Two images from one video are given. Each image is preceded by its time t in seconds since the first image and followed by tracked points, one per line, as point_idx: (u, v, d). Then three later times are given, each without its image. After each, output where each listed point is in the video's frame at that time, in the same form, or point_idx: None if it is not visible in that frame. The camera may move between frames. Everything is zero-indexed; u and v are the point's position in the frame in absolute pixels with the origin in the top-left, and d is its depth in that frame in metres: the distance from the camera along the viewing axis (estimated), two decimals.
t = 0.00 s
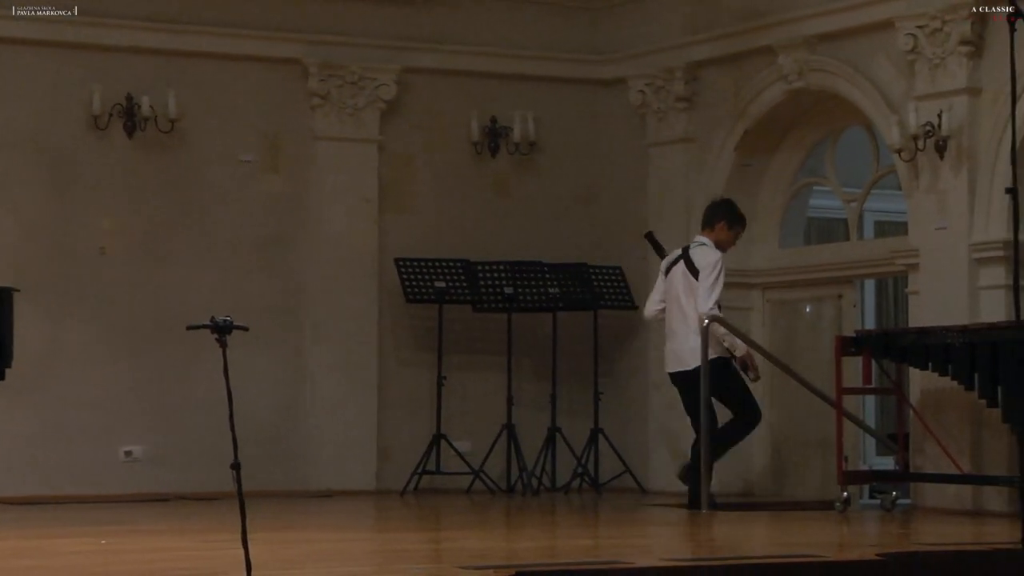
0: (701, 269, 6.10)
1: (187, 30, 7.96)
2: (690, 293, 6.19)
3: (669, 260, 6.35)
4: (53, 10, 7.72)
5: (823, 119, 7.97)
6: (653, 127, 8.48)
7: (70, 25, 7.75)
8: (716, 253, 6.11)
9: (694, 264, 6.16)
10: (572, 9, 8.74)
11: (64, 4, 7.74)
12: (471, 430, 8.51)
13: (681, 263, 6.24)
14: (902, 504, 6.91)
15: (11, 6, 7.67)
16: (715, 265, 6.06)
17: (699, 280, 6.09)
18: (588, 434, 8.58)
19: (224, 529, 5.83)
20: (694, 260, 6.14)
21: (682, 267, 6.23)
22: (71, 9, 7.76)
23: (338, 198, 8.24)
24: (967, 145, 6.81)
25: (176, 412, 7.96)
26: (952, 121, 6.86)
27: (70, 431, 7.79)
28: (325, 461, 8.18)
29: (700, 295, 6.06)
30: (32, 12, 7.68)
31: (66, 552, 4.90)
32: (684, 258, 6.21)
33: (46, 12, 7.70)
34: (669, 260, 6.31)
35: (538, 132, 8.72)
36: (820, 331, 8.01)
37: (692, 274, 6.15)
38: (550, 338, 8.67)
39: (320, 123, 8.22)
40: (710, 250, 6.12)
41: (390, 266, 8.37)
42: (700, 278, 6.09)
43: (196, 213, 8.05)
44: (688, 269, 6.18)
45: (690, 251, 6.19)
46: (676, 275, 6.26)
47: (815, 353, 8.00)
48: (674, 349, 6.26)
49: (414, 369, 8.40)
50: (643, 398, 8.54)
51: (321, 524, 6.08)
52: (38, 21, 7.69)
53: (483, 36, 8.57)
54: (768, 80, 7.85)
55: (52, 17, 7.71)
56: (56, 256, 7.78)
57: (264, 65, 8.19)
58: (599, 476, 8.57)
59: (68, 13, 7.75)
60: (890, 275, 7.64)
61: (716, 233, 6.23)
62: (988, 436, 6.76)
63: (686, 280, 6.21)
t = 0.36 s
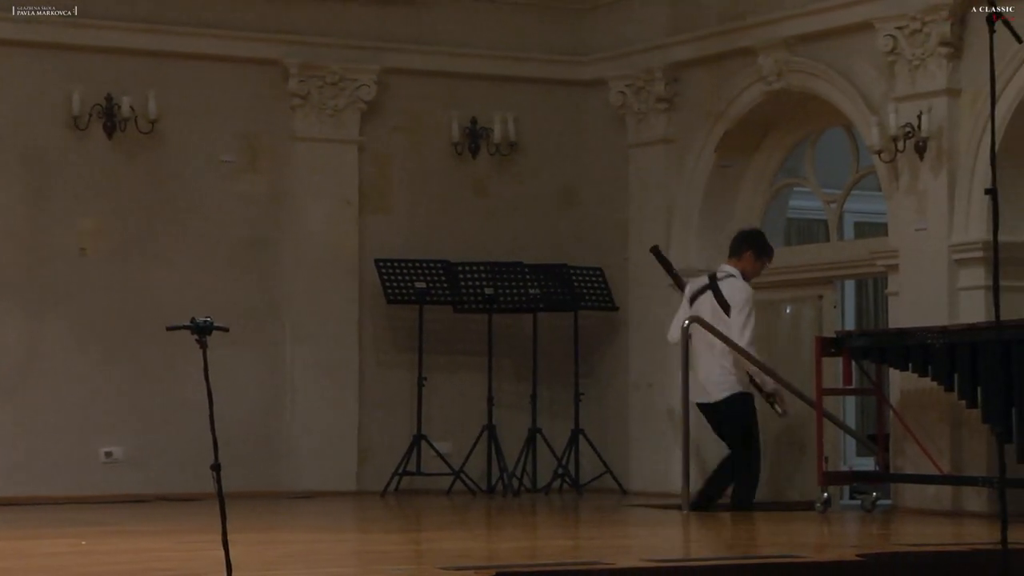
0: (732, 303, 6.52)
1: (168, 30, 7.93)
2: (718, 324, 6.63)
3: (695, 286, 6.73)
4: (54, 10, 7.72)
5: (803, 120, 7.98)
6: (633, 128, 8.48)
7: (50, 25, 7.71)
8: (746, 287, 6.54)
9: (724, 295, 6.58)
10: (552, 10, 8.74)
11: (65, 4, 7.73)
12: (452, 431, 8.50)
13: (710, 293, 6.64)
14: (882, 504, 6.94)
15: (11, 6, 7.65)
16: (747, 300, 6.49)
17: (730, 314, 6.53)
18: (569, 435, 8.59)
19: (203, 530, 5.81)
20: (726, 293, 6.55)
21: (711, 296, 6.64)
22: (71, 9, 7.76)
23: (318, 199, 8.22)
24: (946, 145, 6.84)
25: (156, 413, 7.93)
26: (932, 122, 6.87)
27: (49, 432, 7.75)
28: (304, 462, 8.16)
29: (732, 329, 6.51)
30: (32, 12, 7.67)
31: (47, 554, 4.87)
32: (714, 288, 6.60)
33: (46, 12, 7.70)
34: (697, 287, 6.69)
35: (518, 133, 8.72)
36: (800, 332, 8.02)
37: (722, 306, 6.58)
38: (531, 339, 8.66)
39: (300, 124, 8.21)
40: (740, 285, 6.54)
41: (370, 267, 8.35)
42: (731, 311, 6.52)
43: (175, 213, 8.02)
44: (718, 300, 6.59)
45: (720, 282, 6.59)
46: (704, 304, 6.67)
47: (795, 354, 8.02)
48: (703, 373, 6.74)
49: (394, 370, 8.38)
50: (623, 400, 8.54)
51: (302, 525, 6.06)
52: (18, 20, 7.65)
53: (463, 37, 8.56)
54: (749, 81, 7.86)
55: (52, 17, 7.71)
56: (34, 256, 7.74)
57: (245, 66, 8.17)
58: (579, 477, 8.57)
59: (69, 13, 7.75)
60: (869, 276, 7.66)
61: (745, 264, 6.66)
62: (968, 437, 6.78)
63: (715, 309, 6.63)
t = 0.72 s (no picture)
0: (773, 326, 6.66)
1: (164, 30, 7.92)
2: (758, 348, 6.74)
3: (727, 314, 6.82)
4: (53, 10, 7.71)
5: (798, 120, 7.98)
6: (628, 129, 8.47)
7: (45, 25, 7.70)
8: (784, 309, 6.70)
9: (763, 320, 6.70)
10: (547, 11, 8.73)
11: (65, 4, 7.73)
12: (448, 432, 8.49)
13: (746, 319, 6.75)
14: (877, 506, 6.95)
15: (11, 6, 7.66)
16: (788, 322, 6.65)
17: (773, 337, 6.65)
18: (564, 436, 8.59)
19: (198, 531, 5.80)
20: (766, 317, 6.69)
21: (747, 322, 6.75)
22: (71, 9, 7.76)
23: (313, 200, 8.21)
24: (941, 146, 6.84)
25: (151, 413, 7.92)
26: (926, 122, 6.88)
27: (44, 432, 7.74)
28: (300, 463, 8.15)
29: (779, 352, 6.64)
30: (32, 12, 7.68)
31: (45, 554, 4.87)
32: (752, 314, 6.72)
33: (46, 12, 7.69)
34: (732, 314, 6.78)
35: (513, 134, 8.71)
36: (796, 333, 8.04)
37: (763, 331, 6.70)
38: (526, 340, 8.66)
39: (295, 125, 8.20)
40: (779, 308, 6.69)
41: (365, 268, 8.34)
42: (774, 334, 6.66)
43: (170, 213, 8.01)
44: (757, 324, 6.71)
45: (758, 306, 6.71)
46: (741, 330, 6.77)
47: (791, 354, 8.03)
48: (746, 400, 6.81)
49: (390, 371, 8.37)
50: (619, 400, 8.54)
51: (299, 525, 6.06)
52: (14, 21, 7.64)
53: (459, 37, 8.55)
54: (744, 82, 7.86)
55: (51, 16, 7.71)
56: (29, 256, 7.73)
57: (240, 66, 8.16)
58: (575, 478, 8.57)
59: (68, 13, 7.74)
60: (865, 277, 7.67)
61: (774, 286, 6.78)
62: (963, 438, 6.79)
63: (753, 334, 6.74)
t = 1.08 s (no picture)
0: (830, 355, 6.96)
1: (170, 32, 7.94)
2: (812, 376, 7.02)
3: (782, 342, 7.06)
4: (54, 11, 7.72)
5: (805, 121, 7.98)
6: (635, 130, 8.48)
7: (46, 25, 7.71)
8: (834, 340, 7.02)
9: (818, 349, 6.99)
10: (554, 12, 8.74)
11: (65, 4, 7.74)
12: (455, 432, 8.50)
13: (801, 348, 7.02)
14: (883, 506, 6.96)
15: (11, 5, 7.67)
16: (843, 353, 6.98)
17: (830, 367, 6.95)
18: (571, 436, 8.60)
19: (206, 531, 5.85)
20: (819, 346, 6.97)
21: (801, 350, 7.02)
22: (71, 9, 7.76)
23: (321, 201, 8.23)
24: (949, 147, 6.84)
25: (158, 414, 7.94)
26: (934, 122, 6.87)
27: (52, 433, 7.75)
28: (307, 463, 8.16)
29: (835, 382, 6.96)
30: (32, 12, 7.68)
31: (55, 555, 4.90)
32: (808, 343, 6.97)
33: (46, 13, 7.70)
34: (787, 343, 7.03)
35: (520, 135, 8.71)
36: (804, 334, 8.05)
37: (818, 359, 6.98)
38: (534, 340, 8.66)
39: (302, 126, 8.21)
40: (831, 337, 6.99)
41: (373, 269, 8.35)
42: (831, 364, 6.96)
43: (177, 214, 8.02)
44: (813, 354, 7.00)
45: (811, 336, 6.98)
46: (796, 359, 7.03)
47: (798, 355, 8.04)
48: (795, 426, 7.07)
49: (397, 372, 8.38)
50: (626, 401, 8.53)
51: (306, 526, 6.10)
52: (22, 22, 7.66)
53: (466, 38, 8.56)
54: (751, 82, 7.86)
55: (52, 17, 7.72)
56: (38, 258, 7.76)
57: (247, 68, 8.17)
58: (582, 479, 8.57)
59: (68, 13, 7.75)
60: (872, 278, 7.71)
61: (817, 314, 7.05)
62: (970, 438, 6.78)
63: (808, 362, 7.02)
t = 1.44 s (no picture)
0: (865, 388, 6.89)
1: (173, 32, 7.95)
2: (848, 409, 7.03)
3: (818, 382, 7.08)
4: (54, 10, 7.73)
5: (809, 121, 7.98)
6: (639, 130, 8.48)
7: (47, 25, 7.72)
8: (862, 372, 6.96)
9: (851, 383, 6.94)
10: (558, 12, 8.74)
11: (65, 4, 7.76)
12: (458, 432, 8.50)
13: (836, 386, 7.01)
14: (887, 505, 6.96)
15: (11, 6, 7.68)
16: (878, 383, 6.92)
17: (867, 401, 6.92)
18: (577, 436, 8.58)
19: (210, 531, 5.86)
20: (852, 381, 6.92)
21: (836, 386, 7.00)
22: (71, 9, 7.78)
23: (324, 201, 8.23)
24: (953, 147, 6.84)
25: (161, 414, 7.94)
26: (938, 122, 6.88)
27: (55, 433, 7.76)
28: (311, 463, 8.17)
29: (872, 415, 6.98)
30: (32, 12, 7.69)
31: (57, 555, 4.91)
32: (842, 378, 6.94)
33: (47, 12, 7.71)
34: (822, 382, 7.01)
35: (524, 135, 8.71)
36: (807, 334, 8.05)
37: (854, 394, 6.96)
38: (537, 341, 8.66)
39: (306, 126, 8.22)
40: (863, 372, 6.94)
41: (376, 269, 8.35)
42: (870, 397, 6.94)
43: (181, 214, 8.03)
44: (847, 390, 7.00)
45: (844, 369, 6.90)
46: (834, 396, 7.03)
47: (802, 355, 8.04)
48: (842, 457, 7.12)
49: (401, 372, 8.38)
50: (630, 401, 8.53)
51: (310, 525, 6.10)
52: (23, 22, 7.68)
53: (470, 38, 8.57)
54: (755, 82, 7.86)
55: (52, 17, 7.73)
56: (41, 258, 7.76)
57: (251, 67, 8.18)
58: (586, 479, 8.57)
59: (68, 13, 7.77)
60: (876, 278, 7.72)
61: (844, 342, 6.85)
62: (975, 439, 6.78)
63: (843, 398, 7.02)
